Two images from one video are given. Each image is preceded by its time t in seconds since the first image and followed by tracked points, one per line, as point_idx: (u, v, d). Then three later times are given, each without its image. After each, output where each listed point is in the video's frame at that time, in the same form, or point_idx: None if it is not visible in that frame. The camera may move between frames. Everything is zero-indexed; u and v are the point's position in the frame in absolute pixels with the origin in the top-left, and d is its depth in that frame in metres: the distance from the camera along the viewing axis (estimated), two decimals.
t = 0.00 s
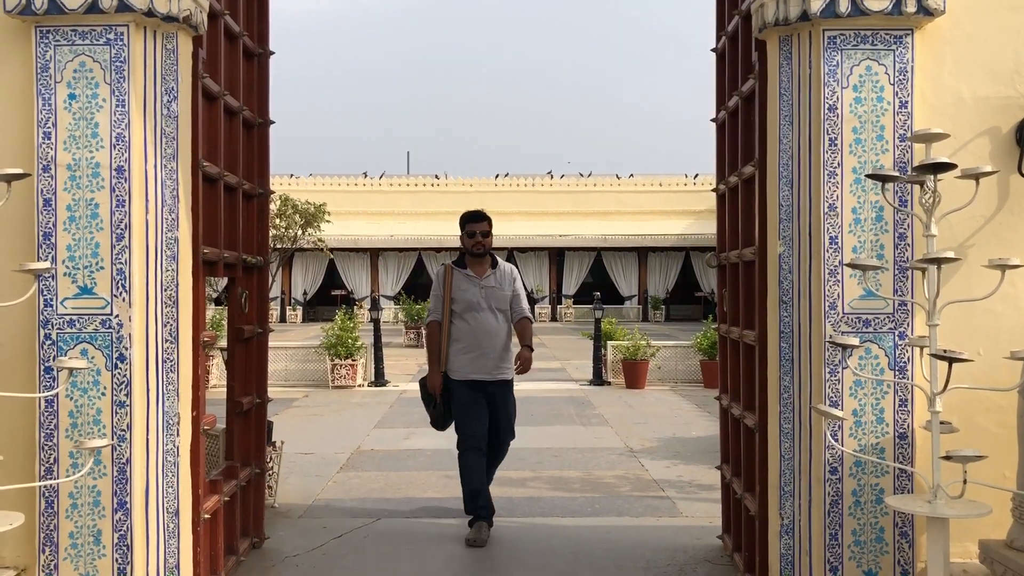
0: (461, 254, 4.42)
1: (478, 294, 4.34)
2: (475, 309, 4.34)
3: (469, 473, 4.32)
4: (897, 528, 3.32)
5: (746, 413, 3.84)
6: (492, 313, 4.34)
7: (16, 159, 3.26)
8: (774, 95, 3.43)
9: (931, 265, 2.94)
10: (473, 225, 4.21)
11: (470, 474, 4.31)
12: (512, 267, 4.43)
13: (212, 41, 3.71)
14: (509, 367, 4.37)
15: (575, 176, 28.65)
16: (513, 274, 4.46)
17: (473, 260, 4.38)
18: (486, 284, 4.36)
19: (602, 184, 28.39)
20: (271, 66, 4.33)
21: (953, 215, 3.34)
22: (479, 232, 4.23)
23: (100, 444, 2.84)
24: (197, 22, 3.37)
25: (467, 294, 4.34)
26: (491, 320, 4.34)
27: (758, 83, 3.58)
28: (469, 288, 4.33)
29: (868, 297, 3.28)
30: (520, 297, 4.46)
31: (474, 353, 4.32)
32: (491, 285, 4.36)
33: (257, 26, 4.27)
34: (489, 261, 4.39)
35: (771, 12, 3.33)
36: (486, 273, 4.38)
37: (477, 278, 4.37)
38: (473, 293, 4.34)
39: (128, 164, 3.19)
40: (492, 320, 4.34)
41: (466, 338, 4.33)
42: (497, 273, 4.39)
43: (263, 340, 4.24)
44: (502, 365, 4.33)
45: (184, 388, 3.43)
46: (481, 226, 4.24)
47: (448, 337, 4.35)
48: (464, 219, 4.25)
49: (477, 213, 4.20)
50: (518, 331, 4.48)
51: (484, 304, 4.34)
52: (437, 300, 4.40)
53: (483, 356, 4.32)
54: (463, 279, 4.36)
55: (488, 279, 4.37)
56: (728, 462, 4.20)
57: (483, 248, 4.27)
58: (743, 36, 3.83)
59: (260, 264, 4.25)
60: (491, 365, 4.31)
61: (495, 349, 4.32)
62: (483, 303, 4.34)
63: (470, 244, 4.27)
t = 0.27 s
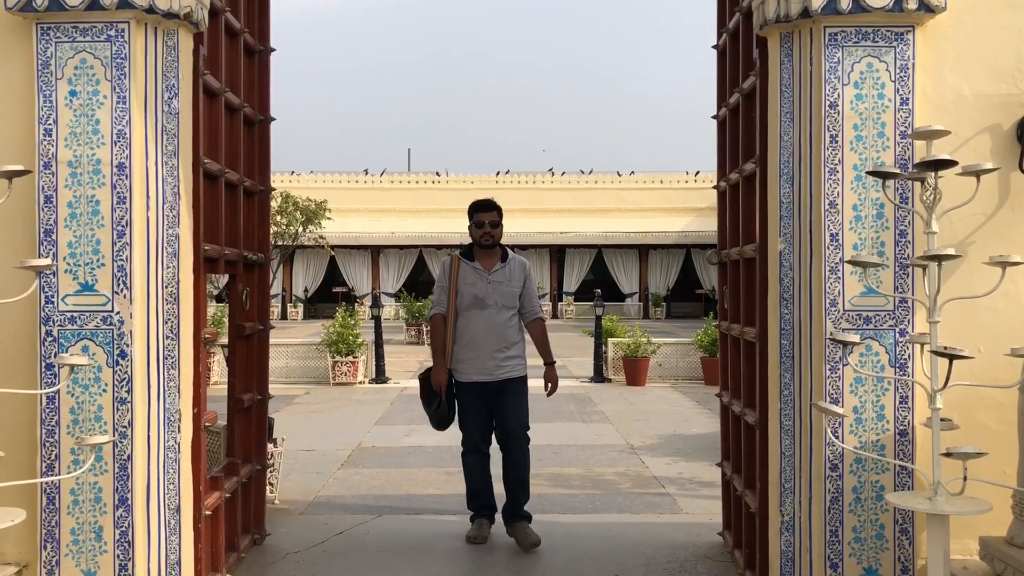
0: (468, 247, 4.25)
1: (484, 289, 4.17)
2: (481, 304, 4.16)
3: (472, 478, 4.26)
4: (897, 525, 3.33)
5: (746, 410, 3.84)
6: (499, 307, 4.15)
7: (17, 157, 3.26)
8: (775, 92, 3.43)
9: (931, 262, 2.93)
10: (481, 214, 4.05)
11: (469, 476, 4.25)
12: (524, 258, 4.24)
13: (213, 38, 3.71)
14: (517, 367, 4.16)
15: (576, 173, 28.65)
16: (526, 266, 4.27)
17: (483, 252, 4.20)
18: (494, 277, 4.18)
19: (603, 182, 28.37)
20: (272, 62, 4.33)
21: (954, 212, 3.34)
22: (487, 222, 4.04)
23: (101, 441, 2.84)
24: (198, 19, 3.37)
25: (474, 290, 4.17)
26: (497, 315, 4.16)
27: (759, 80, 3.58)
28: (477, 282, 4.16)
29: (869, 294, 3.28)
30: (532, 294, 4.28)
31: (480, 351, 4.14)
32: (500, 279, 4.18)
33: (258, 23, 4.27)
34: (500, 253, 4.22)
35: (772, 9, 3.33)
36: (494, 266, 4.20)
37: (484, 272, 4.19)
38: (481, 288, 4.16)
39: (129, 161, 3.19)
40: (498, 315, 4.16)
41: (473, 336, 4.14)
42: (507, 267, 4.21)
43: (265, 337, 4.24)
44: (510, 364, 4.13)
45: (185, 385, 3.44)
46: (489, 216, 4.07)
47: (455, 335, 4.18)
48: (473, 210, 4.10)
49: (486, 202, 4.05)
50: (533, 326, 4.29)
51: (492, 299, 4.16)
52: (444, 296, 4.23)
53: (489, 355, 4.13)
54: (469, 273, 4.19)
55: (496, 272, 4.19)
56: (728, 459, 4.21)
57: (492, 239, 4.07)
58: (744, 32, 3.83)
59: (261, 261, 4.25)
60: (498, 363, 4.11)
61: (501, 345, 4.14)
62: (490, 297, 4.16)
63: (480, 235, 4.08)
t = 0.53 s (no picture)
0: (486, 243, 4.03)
1: (499, 289, 3.94)
2: (495, 305, 3.94)
3: (477, 478, 4.20)
4: (898, 522, 3.33)
5: (746, 407, 3.84)
6: (514, 308, 3.93)
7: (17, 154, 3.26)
8: (776, 89, 3.43)
9: (932, 259, 2.93)
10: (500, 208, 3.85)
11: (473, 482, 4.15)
12: (545, 259, 4.01)
13: (213, 34, 3.70)
14: (530, 375, 3.92)
15: (577, 171, 28.63)
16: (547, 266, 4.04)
17: (499, 250, 3.99)
18: (511, 276, 3.96)
19: (603, 179, 28.35)
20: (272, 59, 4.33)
21: (955, 209, 3.33)
22: (504, 215, 3.85)
23: (102, 437, 2.84)
24: (198, 15, 3.37)
25: (488, 290, 3.94)
26: (512, 317, 3.93)
27: (760, 77, 3.57)
28: (491, 282, 3.94)
29: (869, 291, 3.28)
30: (550, 296, 4.06)
31: (492, 355, 3.91)
32: (517, 280, 3.96)
33: (259, 19, 4.26)
34: (519, 252, 4.00)
35: (773, 6, 3.33)
36: (511, 265, 3.98)
37: (500, 271, 3.97)
38: (496, 288, 3.94)
39: (129, 158, 3.19)
40: (513, 317, 3.93)
41: (484, 339, 3.92)
42: (525, 266, 3.99)
43: (265, 333, 4.26)
44: (522, 370, 3.90)
45: (185, 382, 3.43)
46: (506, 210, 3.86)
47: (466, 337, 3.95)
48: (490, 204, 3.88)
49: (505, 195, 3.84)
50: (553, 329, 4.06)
51: (507, 300, 3.94)
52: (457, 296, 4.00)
53: (501, 360, 3.90)
54: (483, 273, 3.96)
55: (513, 271, 3.97)
56: (729, 456, 4.21)
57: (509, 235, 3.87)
58: (745, 29, 3.82)
59: (261, 257, 4.25)
60: (509, 369, 3.88)
61: (515, 350, 3.91)
62: (505, 297, 3.93)
63: (495, 230, 3.88)
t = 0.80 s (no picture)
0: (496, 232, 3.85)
1: (511, 279, 3.74)
2: (506, 297, 3.74)
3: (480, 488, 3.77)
4: (898, 519, 3.33)
5: (746, 404, 3.85)
6: (527, 300, 3.73)
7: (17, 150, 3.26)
8: (777, 86, 3.42)
9: (933, 256, 2.93)
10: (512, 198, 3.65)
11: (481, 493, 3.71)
12: (559, 248, 3.82)
13: (214, 31, 3.70)
14: (542, 372, 3.72)
15: (577, 168, 28.62)
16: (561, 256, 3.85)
17: (510, 240, 3.80)
18: (523, 267, 3.76)
19: (604, 176, 28.34)
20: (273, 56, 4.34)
21: (955, 206, 3.33)
22: (515, 206, 3.65)
23: (102, 433, 2.84)
24: (199, 11, 3.36)
25: (499, 281, 3.75)
26: (524, 310, 3.72)
27: (760, 74, 3.57)
28: (502, 272, 3.75)
29: (870, 288, 3.28)
30: (564, 290, 3.85)
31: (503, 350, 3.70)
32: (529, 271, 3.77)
33: (259, 16, 4.26)
34: (532, 242, 3.82)
35: (774, 2, 3.32)
36: (523, 254, 3.79)
37: (511, 261, 3.78)
38: (507, 279, 3.75)
39: (130, 154, 3.19)
40: (525, 310, 3.73)
41: (495, 332, 3.71)
42: (537, 256, 3.80)
43: (266, 330, 4.27)
44: (534, 366, 3.70)
45: (186, 379, 3.43)
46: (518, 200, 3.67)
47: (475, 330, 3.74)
48: (500, 190, 3.70)
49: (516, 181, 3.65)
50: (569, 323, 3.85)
51: (519, 291, 3.74)
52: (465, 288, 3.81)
53: (512, 354, 3.69)
54: (494, 262, 3.77)
55: (526, 261, 3.77)
56: (729, 453, 4.21)
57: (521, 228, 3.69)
58: (746, 26, 3.82)
59: (262, 254, 4.25)
60: (521, 364, 3.67)
61: (527, 345, 3.70)
62: (517, 288, 3.74)
63: (505, 220, 3.69)
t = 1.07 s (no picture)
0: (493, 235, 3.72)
1: (513, 283, 3.62)
2: (510, 303, 3.61)
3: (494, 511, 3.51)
4: (898, 516, 3.32)
5: (746, 402, 3.85)
6: (530, 304, 3.61)
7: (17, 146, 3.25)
8: (777, 82, 3.42)
9: (933, 253, 2.92)
10: (511, 200, 3.53)
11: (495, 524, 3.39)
12: (560, 249, 3.72)
13: (213, 27, 3.69)
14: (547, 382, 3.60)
15: (577, 166, 28.60)
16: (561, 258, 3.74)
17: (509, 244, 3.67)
18: (525, 270, 3.64)
19: (604, 174, 28.33)
20: (273, 53, 4.33)
21: (956, 203, 3.33)
22: (514, 211, 3.53)
23: (102, 429, 2.84)
24: (198, 7, 3.35)
25: (500, 288, 3.62)
26: (529, 315, 3.60)
27: (761, 70, 3.57)
28: (504, 277, 3.63)
29: (870, 286, 3.27)
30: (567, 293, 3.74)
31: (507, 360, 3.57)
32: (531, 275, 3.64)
33: (259, 13, 4.26)
34: (532, 244, 3.71)
35: None
36: (524, 256, 3.68)
37: (512, 264, 3.66)
38: (509, 286, 3.62)
39: (129, 150, 3.18)
40: (529, 315, 3.61)
41: (497, 341, 3.59)
42: (538, 258, 3.68)
43: (265, 327, 4.27)
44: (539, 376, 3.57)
45: (185, 375, 3.43)
46: (518, 203, 3.54)
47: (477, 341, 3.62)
48: (498, 189, 3.56)
49: (515, 179, 3.51)
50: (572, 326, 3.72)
51: (522, 297, 3.61)
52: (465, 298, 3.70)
53: (517, 364, 3.56)
54: (495, 266, 3.64)
55: (527, 264, 3.66)
56: (729, 450, 4.21)
57: (520, 233, 3.57)
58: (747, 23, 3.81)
59: (262, 250, 4.25)
60: (526, 374, 3.55)
61: (533, 352, 3.57)
62: (519, 293, 3.61)
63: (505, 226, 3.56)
